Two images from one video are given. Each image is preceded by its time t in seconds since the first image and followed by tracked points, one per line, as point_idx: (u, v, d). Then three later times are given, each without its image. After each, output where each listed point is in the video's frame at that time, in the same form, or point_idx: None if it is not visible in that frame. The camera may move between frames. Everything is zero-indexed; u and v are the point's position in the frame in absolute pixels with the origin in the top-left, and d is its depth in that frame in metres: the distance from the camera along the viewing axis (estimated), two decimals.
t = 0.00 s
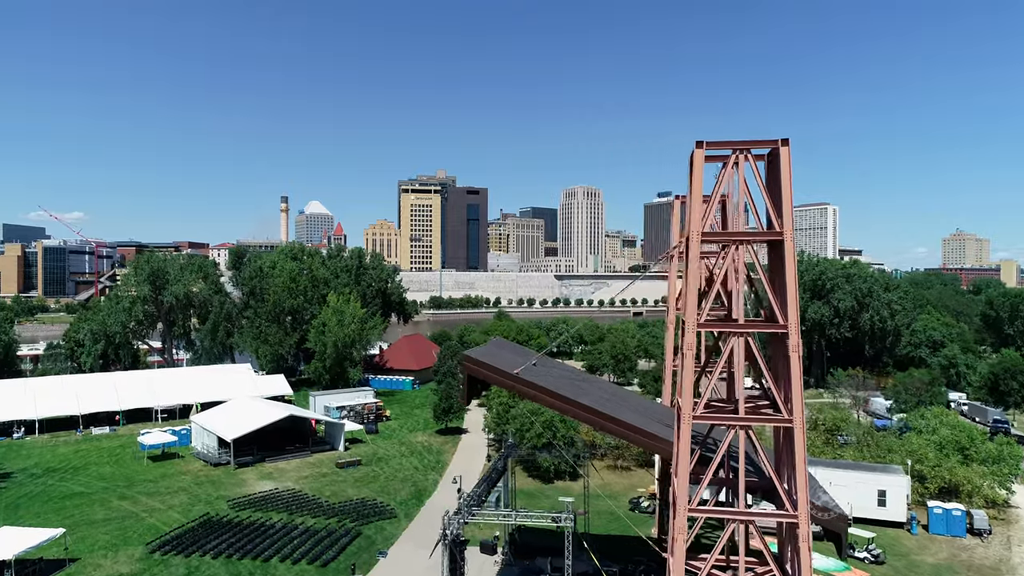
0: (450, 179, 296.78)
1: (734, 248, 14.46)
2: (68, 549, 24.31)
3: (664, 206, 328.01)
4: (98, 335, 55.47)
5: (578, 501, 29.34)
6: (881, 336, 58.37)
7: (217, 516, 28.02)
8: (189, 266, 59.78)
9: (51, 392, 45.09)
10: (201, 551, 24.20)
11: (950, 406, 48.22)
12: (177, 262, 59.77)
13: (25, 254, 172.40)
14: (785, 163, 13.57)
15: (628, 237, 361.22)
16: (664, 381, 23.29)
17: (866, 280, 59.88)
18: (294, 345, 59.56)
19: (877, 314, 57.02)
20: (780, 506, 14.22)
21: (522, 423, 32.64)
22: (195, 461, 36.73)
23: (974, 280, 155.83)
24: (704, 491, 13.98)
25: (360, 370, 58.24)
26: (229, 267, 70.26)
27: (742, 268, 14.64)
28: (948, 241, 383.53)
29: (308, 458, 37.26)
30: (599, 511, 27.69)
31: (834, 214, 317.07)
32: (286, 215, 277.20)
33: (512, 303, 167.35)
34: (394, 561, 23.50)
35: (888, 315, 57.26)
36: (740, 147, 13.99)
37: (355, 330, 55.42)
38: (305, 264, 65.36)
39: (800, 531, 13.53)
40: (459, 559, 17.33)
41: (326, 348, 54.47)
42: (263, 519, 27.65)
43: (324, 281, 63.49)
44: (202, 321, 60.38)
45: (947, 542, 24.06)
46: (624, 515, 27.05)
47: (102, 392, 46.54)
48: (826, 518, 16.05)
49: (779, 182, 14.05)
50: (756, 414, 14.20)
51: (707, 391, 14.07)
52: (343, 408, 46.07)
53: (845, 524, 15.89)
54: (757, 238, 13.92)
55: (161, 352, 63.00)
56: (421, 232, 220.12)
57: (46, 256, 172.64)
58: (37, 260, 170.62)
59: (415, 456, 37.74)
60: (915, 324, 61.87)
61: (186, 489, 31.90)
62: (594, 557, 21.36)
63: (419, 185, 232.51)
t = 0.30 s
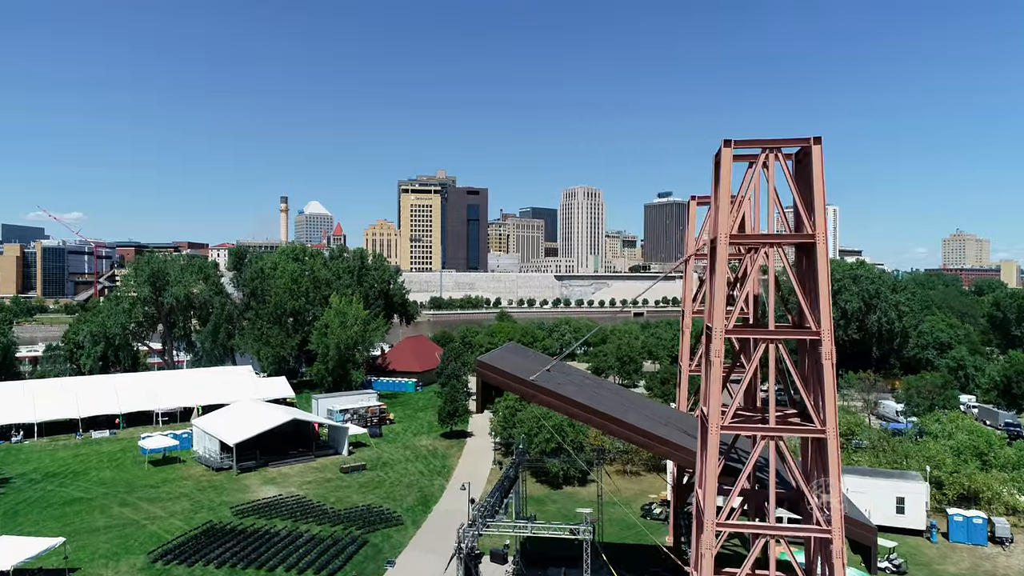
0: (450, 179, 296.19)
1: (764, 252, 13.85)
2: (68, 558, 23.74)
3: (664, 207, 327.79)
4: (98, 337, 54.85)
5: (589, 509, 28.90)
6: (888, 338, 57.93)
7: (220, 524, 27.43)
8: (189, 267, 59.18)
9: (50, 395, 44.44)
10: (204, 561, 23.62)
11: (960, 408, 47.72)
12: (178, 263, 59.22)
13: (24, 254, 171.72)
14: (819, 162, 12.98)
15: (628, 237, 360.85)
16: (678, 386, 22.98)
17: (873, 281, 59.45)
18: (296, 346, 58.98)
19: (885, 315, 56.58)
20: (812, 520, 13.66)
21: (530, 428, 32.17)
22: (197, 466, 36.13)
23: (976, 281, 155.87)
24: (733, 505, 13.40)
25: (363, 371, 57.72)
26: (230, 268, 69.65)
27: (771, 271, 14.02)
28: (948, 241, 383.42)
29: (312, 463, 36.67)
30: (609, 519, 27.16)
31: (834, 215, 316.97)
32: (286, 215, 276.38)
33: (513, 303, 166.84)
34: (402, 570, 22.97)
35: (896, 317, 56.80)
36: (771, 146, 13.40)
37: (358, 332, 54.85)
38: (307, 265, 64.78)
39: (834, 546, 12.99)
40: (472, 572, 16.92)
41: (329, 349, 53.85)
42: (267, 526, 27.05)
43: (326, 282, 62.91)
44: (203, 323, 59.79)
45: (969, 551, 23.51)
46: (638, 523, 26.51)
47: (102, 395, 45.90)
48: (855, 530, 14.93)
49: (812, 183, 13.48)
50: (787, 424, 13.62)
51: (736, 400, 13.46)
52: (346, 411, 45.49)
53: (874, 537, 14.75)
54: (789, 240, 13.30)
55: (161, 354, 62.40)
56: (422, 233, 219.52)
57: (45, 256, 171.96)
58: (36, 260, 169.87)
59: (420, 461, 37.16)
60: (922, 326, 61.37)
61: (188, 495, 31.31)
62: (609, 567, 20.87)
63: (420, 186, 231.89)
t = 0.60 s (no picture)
0: (450, 179, 295.62)
1: (796, 254, 13.33)
2: (68, 568, 23.17)
3: (665, 207, 327.35)
4: (98, 339, 54.19)
5: (600, 515, 28.33)
6: (896, 340, 57.43)
7: (224, 531, 26.84)
8: (190, 268, 58.55)
9: (49, 398, 43.80)
10: (207, 571, 23.02)
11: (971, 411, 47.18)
12: (178, 264, 58.61)
13: (23, 255, 170.90)
14: (855, 162, 12.48)
15: (629, 238, 360.29)
16: (694, 390, 22.41)
17: (880, 282, 58.98)
18: (298, 348, 58.40)
19: (892, 317, 56.19)
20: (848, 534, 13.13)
21: (538, 433, 31.58)
22: (199, 471, 35.52)
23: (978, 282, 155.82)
24: (766, 522, 12.82)
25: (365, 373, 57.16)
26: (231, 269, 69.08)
27: (802, 274, 13.53)
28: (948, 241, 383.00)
29: (315, 467, 36.07)
30: (621, 527, 26.57)
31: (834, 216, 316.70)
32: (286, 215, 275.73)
33: (514, 304, 166.28)
34: None
35: (904, 319, 56.34)
36: (805, 145, 12.86)
37: (361, 334, 54.24)
38: (309, 266, 64.23)
39: (873, 563, 12.50)
40: None
41: (331, 352, 53.19)
42: (272, 534, 26.44)
43: (328, 283, 62.31)
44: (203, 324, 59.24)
45: (991, 561, 22.97)
46: (650, 531, 25.92)
47: (102, 398, 45.29)
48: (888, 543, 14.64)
49: (847, 183, 12.96)
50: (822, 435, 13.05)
51: (768, 410, 12.88)
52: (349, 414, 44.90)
53: (907, 550, 14.50)
54: (823, 243, 12.77)
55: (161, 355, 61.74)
56: (422, 233, 218.89)
57: (45, 257, 171.24)
58: (34, 261, 169.00)
59: (425, 465, 36.58)
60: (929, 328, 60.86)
61: (190, 502, 30.71)
62: None
63: (420, 185, 231.17)
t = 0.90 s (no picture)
0: (450, 179, 295.01)
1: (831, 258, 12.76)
2: None
3: (665, 206, 326.87)
4: (97, 341, 53.50)
5: (611, 522, 27.80)
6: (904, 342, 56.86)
7: (227, 540, 26.23)
8: (190, 269, 57.91)
9: (48, 402, 43.17)
10: None
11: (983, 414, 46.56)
12: (178, 264, 57.96)
13: (22, 255, 170.06)
14: (895, 160, 11.96)
15: (629, 238, 359.74)
16: (710, 395, 21.81)
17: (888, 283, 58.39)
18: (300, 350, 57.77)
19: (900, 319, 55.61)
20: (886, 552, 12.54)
21: (547, 438, 30.88)
22: (200, 476, 34.90)
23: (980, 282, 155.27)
24: (802, 538, 12.23)
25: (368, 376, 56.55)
26: (232, 269, 68.43)
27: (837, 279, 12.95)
28: (949, 241, 382.68)
29: (319, 472, 35.45)
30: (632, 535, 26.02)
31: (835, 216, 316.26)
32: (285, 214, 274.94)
33: (515, 304, 165.66)
34: None
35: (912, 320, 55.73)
36: (842, 143, 12.31)
37: (363, 336, 53.62)
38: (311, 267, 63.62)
39: None
40: None
41: (334, 354, 52.56)
42: (276, 542, 25.84)
43: (330, 284, 61.70)
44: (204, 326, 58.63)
45: (1015, 571, 22.38)
46: (663, 539, 25.46)
47: (102, 401, 44.67)
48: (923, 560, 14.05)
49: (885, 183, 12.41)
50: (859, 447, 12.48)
51: (803, 421, 12.29)
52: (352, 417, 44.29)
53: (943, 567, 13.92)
54: (862, 246, 12.19)
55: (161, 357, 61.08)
56: (422, 233, 218.22)
57: (43, 258, 170.40)
58: (33, 262, 168.16)
59: (431, 470, 36.00)
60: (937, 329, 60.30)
61: (192, 508, 30.11)
62: None
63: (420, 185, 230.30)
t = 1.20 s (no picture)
0: (450, 179, 294.43)
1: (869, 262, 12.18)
2: None
3: (665, 206, 326.39)
4: (97, 343, 52.84)
5: (622, 528, 27.22)
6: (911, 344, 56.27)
7: (230, 548, 25.61)
8: (191, 270, 57.28)
9: (48, 405, 42.55)
10: None
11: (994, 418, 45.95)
12: (179, 265, 57.31)
13: (21, 256, 169.32)
14: (939, 158, 11.43)
15: (629, 238, 359.10)
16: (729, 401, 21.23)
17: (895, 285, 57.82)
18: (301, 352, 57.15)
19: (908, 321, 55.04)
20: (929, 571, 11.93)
21: (557, 442, 30.24)
22: (202, 482, 34.29)
23: (982, 283, 154.77)
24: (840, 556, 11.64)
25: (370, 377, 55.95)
26: (233, 270, 67.80)
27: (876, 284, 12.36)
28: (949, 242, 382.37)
29: (323, 478, 34.82)
30: (645, 542, 25.51)
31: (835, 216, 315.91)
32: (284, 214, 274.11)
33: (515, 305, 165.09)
34: None
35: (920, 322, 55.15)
36: (882, 142, 11.75)
37: (366, 338, 52.99)
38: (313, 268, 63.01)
39: None
40: None
41: (336, 356, 51.93)
42: (281, 551, 25.24)
43: (332, 284, 61.10)
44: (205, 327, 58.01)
45: None
46: (678, 547, 24.86)
47: (103, 404, 44.05)
48: None
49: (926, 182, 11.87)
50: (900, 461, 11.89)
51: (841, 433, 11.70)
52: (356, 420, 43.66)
53: None
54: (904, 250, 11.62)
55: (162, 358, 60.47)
56: (421, 233, 217.58)
57: (42, 257, 169.61)
58: (32, 262, 167.43)
59: (437, 475, 35.38)
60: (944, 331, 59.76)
61: (194, 515, 29.50)
62: None
63: (420, 185, 229.71)
